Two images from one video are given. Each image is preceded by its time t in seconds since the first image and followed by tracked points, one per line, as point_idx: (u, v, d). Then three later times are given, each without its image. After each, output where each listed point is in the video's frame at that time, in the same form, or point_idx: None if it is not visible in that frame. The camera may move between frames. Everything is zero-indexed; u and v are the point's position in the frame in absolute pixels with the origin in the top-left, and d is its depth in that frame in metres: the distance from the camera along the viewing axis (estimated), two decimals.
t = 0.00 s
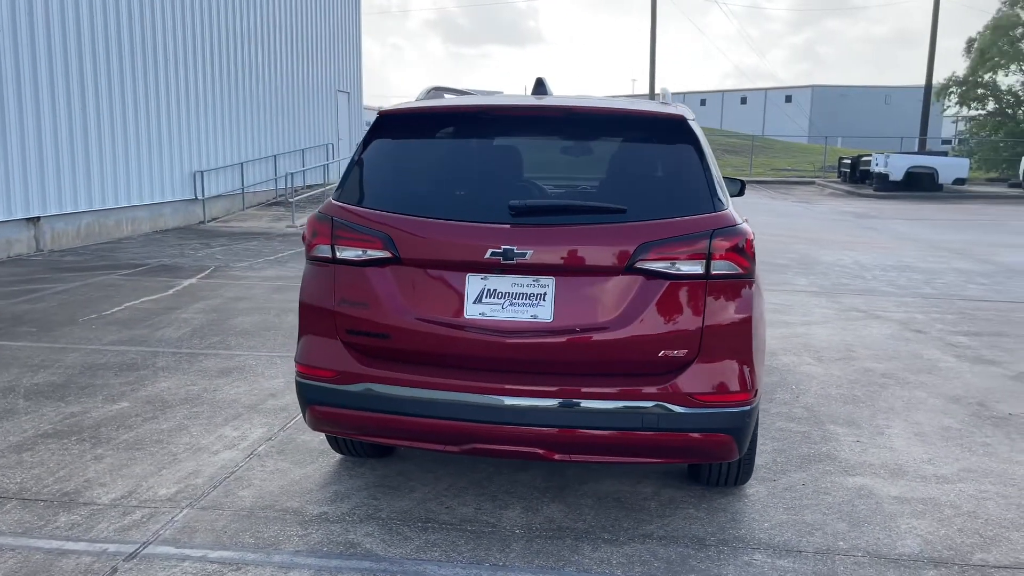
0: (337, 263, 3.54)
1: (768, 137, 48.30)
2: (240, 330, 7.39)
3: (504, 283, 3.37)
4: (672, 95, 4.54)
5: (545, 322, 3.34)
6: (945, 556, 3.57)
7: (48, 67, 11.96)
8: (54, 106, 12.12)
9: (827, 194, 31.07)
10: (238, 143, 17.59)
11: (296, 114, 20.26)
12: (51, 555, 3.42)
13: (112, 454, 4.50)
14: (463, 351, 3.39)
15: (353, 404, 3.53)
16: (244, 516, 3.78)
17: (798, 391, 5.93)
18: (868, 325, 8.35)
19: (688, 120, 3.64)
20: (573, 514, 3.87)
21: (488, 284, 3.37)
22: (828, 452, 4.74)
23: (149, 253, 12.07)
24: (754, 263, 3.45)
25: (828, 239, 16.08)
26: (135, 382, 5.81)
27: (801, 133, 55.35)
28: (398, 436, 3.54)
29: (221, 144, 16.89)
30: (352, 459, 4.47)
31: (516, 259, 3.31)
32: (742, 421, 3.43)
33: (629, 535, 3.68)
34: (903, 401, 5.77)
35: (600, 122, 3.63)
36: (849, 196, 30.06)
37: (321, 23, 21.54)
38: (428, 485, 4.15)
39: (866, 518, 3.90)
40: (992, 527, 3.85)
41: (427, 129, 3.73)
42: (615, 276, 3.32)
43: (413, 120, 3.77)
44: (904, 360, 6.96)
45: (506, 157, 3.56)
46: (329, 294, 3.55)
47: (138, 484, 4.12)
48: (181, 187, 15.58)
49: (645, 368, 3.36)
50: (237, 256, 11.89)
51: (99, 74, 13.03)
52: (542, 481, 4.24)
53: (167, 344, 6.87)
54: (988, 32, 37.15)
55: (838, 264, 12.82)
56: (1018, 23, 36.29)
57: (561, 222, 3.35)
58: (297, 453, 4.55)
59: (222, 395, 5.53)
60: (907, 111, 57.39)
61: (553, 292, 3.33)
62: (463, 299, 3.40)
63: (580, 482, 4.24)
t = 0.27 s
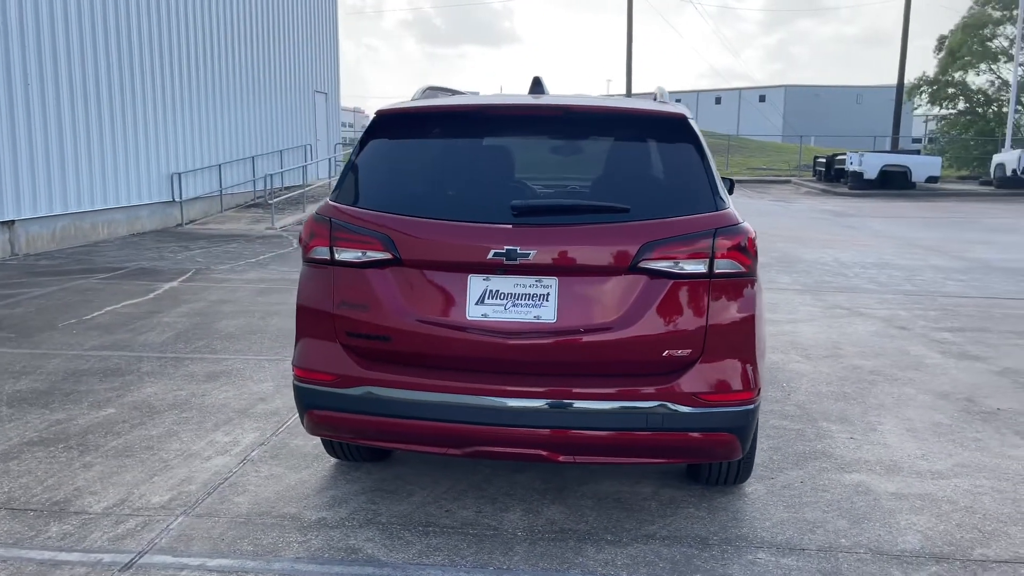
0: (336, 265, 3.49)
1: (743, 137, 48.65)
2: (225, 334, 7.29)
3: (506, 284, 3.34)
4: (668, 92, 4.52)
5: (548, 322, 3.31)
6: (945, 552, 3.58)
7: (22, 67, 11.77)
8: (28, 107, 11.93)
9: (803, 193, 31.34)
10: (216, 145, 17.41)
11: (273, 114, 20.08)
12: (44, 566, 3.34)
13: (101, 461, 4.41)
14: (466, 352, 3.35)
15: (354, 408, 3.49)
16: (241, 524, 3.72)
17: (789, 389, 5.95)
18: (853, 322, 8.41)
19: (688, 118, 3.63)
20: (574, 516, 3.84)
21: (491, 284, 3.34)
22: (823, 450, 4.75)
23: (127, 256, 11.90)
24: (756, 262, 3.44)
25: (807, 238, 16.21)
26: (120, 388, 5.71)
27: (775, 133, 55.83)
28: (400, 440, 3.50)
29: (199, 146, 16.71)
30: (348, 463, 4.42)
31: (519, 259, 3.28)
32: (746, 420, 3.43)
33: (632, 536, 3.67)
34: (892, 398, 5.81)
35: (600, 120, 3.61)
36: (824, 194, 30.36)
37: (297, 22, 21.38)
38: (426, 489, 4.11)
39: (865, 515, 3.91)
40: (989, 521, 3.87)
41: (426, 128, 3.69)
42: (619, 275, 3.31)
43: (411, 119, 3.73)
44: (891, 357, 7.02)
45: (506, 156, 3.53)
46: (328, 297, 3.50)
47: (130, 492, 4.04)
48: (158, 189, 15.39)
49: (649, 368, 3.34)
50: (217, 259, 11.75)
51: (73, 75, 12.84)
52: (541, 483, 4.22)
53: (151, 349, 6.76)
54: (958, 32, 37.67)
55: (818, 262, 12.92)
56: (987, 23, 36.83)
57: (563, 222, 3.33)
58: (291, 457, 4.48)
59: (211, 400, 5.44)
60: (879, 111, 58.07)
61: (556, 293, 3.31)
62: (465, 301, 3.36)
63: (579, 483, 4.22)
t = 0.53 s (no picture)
0: (336, 266, 3.43)
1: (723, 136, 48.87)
2: (213, 337, 7.19)
3: (511, 283, 3.29)
4: (669, 88, 4.46)
5: (554, 323, 3.27)
6: (952, 548, 3.57)
7: None
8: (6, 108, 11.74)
9: (783, 192, 31.52)
10: (198, 145, 17.23)
11: (255, 115, 19.91)
12: None
13: (92, 468, 4.31)
14: (471, 354, 3.30)
15: (356, 411, 3.42)
16: (240, 530, 3.64)
17: (784, 387, 5.94)
18: (842, 319, 8.43)
19: (692, 115, 3.60)
20: (578, 517, 3.80)
21: (495, 284, 3.29)
22: (823, 447, 4.74)
23: (109, 259, 11.73)
24: (762, 259, 3.41)
25: (791, 236, 16.27)
26: (108, 393, 5.60)
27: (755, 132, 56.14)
28: (404, 444, 3.44)
29: (180, 146, 16.52)
30: (346, 467, 4.35)
31: (525, 258, 3.24)
32: (754, 419, 3.40)
33: (638, 537, 3.62)
34: (888, 394, 5.82)
35: (602, 117, 3.57)
36: (805, 193, 30.55)
37: (278, 22, 21.22)
38: (427, 492, 4.05)
39: (870, 513, 3.89)
40: (993, 517, 3.87)
41: (427, 126, 3.63)
42: (626, 274, 3.27)
43: (411, 117, 3.67)
44: (883, 354, 7.04)
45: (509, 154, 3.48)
46: (329, 298, 3.44)
47: (123, 499, 3.95)
48: (139, 190, 15.20)
49: (658, 368, 3.31)
50: (201, 261, 11.61)
51: (52, 75, 12.64)
52: (543, 485, 4.17)
53: (138, 353, 6.65)
54: (935, 31, 38.02)
55: (804, 259, 12.97)
56: (964, 22, 37.17)
57: (568, 220, 3.29)
58: (287, 462, 4.41)
59: (202, 404, 5.35)
60: (856, 110, 58.55)
61: (562, 292, 3.27)
62: (470, 301, 3.30)
63: (582, 484, 4.17)
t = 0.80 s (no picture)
0: (337, 273, 3.38)
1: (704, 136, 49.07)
2: (201, 343, 7.11)
3: (514, 289, 3.26)
4: (667, 91, 4.44)
5: (558, 329, 3.24)
6: (955, 550, 3.57)
7: None
8: None
9: (765, 191, 31.69)
10: (179, 147, 17.06)
11: (237, 117, 19.75)
12: None
13: (84, 480, 4.24)
14: (474, 361, 3.26)
15: (358, 420, 3.38)
16: (239, 542, 3.58)
17: (778, 388, 5.95)
18: (832, 319, 8.46)
19: (694, 118, 3.58)
20: (581, 524, 3.77)
21: (499, 290, 3.26)
22: (821, 449, 4.74)
23: (91, 263, 11.58)
24: (766, 263, 3.40)
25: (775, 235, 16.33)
26: (97, 402, 5.51)
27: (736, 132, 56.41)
28: (406, 452, 3.40)
29: (161, 149, 16.35)
30: (343, 475, 4.30)
31: (530, 264, 3.21)
32: (759, 424, 3.38)
33: (642, 543, 3.60)
34: (881, 395, 5.84)
35: (604, 120, 3.55)
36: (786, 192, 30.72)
37: (259, 23, 21.07)
38: (427, 500, 4.01)
39: (871, 516, 3.89)
40: (993, 518, 3.88)
41: (426, 130, 3.59)
42: (631, 279, 3.25)
43: (411, 121, 3.63)
44: (874, 354, 7.06)
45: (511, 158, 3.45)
46: (329, 306, 3.40)
47: (117, 511, 3.88)
48: (120, 193, 15.03)
49: (663, 373, 3.29)
50: (185, 265, 11.49)
51: (31, 77, 12.48)
52: (543, 491, 4.14)
53: (126, 360, 6.56)
54: (913, 31, 38.33)
55: (789, 259, 13.02)
56: (942, 21, 37.48)
57: (572, 225, 3.26)
58: (284, 471, 4.35)
59: (194, 412, 5.28)
60: (836, 109, 58.96)
61: (566, 297, 3.24)
62: (473, 307, 3.27)
63: (582, 490, 4.15)
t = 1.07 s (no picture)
0: (340, 275, 3.37)
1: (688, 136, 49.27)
2: (193, 346, 7.06)
3: (520, 291, 3.25)
4: (665, 92, 4.47)
5: (564, 329, 3.24)
6: (956, 547, 3.61)
7: None
8: None
9: (749, 190, 31.87)
10: (164, 149, 16.95)
11: (221, 118, 19.63)
12: None
13: (82, 486, 4.20)
14: (480, 362, 3.26)
15: (363, 422, 3.37)
16: (242, 546, 3.56)
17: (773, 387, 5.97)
18: (822, 318, 8.51)
19: (696, 118, 3.59)
20: (584, 525, 3.77)
21: (504, 291, 3.25)
22: (819, 447, 4.77)
23: (77, 266, 11.48)
24: (769, 263, 3.42)
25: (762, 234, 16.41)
26: (90, 406, 5.46)
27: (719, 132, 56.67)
28: (411, 454, 3.39)
29: (146, 150, 16.23)
30: (344, 478, 4.27)
31: (536, 265, 3.21)
32: (762, 423, 3.40)
33: (646, 543, 3.61)
34: (875, 393, 5.88)
35: (606, 121, 3.55)
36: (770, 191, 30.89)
37: (243, 23, 20.94)
38: (429, 502, 3.99)
39: (872, 513, 3.92)
40: (992, 515, 3.91)
41: (429, 131, 3.58)
42: (636, 279, 3.26)
43: (412, 123, 3.61)
44: (865, 352, 7.11)
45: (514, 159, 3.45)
46: (333, 308, 3.38)
47: (117, 517, 3.84)
48: (104, 196, 14.91)
49: (669, 373, 3.30)
50: (172, 267, 11.40)
51: (13, 79, 12.36)
52: (545, 492, 4.14)
53: (117, 364, 6.50)
54: (893, 31, 38.63)
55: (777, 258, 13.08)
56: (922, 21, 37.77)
57: (577, 226, 3.26)
58: (284, 474, 4.33)
59: (189, 416, 5.24)
60: (817, 109, 59.34)
61: (572, 299, 3.24)
62: (478, 309, 3.26)
63: (584, 490, 4.15)
